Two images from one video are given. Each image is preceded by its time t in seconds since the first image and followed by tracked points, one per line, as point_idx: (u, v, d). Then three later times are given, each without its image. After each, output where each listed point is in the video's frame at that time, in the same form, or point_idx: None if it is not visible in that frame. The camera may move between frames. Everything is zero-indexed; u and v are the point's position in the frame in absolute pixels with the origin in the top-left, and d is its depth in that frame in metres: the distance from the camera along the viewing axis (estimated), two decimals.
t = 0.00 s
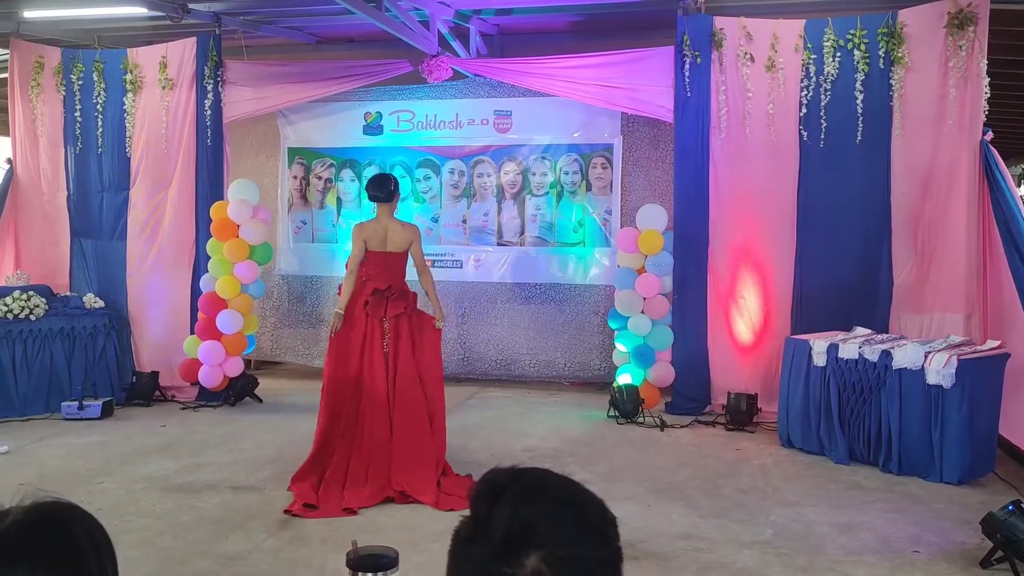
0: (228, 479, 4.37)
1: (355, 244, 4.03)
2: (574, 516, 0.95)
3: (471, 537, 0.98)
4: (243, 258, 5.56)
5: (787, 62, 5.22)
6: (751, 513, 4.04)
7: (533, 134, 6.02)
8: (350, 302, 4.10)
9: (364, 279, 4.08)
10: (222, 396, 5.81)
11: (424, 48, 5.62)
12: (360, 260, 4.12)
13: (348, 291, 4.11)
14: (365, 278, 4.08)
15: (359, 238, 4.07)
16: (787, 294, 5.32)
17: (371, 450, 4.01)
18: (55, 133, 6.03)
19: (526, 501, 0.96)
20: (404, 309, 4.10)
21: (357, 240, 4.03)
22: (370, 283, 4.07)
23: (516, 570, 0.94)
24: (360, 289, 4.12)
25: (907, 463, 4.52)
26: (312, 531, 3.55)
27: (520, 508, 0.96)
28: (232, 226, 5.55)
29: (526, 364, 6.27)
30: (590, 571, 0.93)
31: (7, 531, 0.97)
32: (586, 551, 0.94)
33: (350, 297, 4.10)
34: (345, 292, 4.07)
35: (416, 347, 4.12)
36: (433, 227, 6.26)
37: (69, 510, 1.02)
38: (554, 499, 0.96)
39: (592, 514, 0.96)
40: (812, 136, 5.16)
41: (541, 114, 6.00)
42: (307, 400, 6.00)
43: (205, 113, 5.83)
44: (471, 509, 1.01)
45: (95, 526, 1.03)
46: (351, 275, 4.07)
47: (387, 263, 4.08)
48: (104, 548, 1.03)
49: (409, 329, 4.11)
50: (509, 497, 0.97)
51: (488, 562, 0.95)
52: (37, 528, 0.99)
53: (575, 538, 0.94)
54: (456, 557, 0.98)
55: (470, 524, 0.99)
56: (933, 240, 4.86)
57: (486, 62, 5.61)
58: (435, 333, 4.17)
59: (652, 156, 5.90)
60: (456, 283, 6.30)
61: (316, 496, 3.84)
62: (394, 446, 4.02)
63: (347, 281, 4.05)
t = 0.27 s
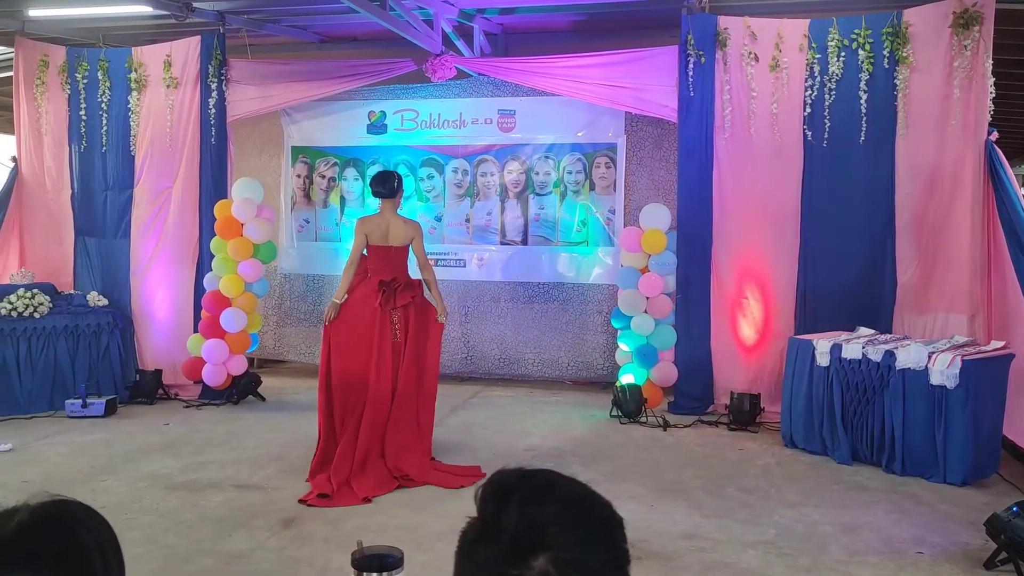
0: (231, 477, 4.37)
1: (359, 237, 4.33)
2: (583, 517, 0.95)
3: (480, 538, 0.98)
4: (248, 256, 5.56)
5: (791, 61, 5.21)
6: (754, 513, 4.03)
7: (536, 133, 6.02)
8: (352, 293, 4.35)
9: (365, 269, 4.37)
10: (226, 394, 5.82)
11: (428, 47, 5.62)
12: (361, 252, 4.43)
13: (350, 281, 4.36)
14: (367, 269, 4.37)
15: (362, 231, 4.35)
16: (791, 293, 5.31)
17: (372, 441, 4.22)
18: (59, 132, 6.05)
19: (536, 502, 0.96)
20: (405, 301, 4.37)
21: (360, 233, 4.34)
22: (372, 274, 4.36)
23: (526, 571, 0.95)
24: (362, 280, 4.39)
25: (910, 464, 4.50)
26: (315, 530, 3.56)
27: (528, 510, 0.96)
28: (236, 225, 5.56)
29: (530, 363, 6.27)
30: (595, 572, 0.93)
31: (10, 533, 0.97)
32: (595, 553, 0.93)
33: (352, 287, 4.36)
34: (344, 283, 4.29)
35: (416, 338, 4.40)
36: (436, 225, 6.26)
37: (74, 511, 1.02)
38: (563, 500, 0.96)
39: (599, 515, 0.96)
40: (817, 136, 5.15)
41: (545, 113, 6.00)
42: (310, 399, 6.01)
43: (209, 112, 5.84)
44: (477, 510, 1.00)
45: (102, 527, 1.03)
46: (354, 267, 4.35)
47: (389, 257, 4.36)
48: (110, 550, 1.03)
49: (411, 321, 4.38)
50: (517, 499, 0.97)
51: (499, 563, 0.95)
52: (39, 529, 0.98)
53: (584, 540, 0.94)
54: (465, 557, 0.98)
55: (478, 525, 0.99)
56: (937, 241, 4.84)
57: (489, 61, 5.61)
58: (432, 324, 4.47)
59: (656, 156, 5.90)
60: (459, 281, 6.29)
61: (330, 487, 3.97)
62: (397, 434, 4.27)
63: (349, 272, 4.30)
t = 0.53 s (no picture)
0: (235, 475, 4.37)
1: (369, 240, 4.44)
2: (588, 517, 0.94)
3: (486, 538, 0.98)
4: (253, 255, 5.57)
5: (795, 60, 5.20)
6: (758, 512, 4.02)
7: (540, 132, 6.01)
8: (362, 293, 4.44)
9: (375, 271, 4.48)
10: (230, 392, 5.81)
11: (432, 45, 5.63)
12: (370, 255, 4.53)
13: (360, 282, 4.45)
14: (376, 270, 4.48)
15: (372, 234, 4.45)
16: (796, 292, 5.30)
17: (377, 432, 4.35)
18: (64, 129, 6.06)
19: (541, 503, 0.95)
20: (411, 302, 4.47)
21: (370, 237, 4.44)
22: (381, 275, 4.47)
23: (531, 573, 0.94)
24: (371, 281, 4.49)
25: (915, 464, 4.49)
26: (319, 528, 3.56)
27: (534, 510, 0.95)
28: (242, 223, 5.56)
29: (534, 362, 6.26)
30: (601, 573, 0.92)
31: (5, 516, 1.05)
32: (601, 554, 0.93)
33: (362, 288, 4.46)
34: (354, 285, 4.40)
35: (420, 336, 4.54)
36: (441, 224, 6.26)
37: (69, 494, 1.09)
38: (567, 502, 0.94)
39: (608, 513, 0.95)
40: (822, 135, 5.14)
41: (549, 112, 5.99)
42: (314, 397, 6.01)
43: (214, 110, 5.83)
44: (484, 509, 1.00)
45: (100, 507, 1.13)
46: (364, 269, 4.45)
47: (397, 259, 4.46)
48: (101, 533, 1.12)
49: (417, 319, 4.51)
50: (524, 499, 0.96)
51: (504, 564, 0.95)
52: (34, 512, 1.06)
53: (590, 541, 0.93)
54: (470, 558, 0.98)
55: (484, 525, 0.99)
56: (943, 240, 4.83)
57: (494, 59, 5.61)
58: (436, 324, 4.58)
59: (660, 155, 5.89)
60: (464, 279, 6.29)
61: (345, 478, 4.08)
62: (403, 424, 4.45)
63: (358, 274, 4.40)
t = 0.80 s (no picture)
0: (239, 473, 4.38)
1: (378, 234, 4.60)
2: (590, 514, 0.93)
3: (488, 536, 0.97)
4: (258, 252, 5.56)
5: (800, 58, 5.19)
6: (762, 511, 4.02)
7: (544, 130, 6.01)
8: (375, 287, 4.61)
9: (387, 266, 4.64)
10: (233, 390, 5.81)
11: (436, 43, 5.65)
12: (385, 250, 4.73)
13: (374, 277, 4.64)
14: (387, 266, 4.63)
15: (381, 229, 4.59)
16: (799, 290, 5.30)
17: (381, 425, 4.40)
18: (68, 127, 6.06)
19: (542, 499, 0.94)
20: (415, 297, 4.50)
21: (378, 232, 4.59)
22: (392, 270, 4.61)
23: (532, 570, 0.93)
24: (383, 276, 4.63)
25: (919, 463, 4.48)
26: (322, 526, 3.56)
27: (537, 508, 0.94)
28: (246, 221, 5.56)
29: (537, 360, 6.25)
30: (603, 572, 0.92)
31: None
32: (604, 551, 0.93)
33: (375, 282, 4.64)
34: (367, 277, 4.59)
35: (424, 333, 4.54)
36: (444, 222, 6.26)
37: (42, 497, 0.96)
38: (570, 499, 0.94)
39: (611, 511, 0.95)
40: (826, 133, 5.13)
41: (552, 110, 5.99)
42: (317, 395, 6.01)
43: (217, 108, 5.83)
44: (486, 506, 0.99)
45: (82, 505, 1.00)
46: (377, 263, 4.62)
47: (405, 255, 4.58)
48: (85, 529, 0.98)
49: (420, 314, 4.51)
50: (527, 495, 0.95)
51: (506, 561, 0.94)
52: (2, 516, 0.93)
53: (593, 537, 0.93)
54: (473, 554, 0.98)
55: (486, 522, 0.98)
56: (947, 239, 4.82)
57: (497, 57, 5.62)
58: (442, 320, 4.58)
59: (664, 153, 5.88)
60: (467, 277, 6.29)
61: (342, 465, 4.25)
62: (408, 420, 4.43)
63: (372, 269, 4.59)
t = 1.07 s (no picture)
0: (241, 471, 4.38)
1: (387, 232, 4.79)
2: (591, 513, 0.93)
3: (490, 533, 0.96)
4: (262, 250, 5.58)
5: (802, 57, 5.18)
6: (763, 510, 4.02)
7: (546, 129, 6.01)
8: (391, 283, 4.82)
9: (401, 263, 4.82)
10: (235, 388, 5.81)
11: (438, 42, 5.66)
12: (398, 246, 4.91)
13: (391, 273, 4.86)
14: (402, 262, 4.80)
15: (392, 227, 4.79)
16: (801, 289, 5.30)
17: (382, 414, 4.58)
18: (71, 126, 6.07)
19: (546, 498, 0.94)
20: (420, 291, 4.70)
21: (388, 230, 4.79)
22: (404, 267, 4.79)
23: (534, 568, 0.93)
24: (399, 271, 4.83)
25: (920, 462, 4.48)
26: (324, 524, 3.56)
27: (538, 505, 0.94)
28: (251, 220, 5.58)
29: (539, 358, 6.25)
30: (604, 569, 0.93)
31: None
32: (605, 551, 0.93)
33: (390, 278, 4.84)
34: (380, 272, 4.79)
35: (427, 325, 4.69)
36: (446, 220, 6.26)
37: (47, 498, 0.96)
38: (573, 497, 0.94)
39: (613, 509, 0.95)
40: (828, 132, 5.13)
41: (554, 108, 5.98)
42: (319, 393, 6.01)
43: (220, 106, 5.84)
44: (488, 502, 0.98)
45: (92, 501, 0.99)
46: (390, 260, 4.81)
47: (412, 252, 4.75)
48: (90, 524, 0.98)
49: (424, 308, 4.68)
50: (528, 494, 0.95)
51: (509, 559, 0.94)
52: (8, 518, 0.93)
53: (595, 535, 0.93)
54: (475, 552, 0.97)
55: (488, 519, 0.98)
56: (949, 238, 4.81)
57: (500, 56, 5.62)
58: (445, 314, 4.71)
59: (666, 151, 5.87)
60: (468, 275, 6.29)
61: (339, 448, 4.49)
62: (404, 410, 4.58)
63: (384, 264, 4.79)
